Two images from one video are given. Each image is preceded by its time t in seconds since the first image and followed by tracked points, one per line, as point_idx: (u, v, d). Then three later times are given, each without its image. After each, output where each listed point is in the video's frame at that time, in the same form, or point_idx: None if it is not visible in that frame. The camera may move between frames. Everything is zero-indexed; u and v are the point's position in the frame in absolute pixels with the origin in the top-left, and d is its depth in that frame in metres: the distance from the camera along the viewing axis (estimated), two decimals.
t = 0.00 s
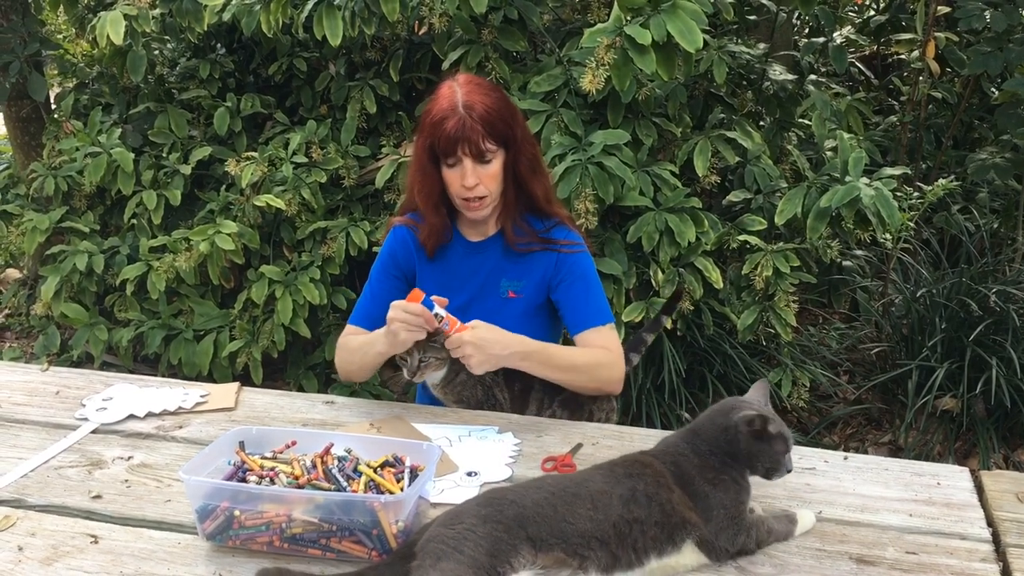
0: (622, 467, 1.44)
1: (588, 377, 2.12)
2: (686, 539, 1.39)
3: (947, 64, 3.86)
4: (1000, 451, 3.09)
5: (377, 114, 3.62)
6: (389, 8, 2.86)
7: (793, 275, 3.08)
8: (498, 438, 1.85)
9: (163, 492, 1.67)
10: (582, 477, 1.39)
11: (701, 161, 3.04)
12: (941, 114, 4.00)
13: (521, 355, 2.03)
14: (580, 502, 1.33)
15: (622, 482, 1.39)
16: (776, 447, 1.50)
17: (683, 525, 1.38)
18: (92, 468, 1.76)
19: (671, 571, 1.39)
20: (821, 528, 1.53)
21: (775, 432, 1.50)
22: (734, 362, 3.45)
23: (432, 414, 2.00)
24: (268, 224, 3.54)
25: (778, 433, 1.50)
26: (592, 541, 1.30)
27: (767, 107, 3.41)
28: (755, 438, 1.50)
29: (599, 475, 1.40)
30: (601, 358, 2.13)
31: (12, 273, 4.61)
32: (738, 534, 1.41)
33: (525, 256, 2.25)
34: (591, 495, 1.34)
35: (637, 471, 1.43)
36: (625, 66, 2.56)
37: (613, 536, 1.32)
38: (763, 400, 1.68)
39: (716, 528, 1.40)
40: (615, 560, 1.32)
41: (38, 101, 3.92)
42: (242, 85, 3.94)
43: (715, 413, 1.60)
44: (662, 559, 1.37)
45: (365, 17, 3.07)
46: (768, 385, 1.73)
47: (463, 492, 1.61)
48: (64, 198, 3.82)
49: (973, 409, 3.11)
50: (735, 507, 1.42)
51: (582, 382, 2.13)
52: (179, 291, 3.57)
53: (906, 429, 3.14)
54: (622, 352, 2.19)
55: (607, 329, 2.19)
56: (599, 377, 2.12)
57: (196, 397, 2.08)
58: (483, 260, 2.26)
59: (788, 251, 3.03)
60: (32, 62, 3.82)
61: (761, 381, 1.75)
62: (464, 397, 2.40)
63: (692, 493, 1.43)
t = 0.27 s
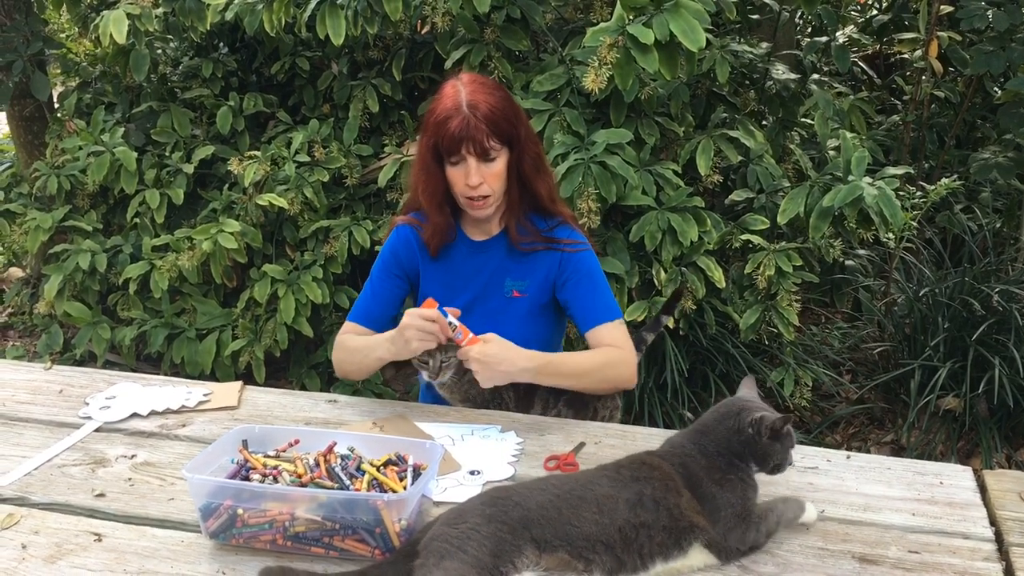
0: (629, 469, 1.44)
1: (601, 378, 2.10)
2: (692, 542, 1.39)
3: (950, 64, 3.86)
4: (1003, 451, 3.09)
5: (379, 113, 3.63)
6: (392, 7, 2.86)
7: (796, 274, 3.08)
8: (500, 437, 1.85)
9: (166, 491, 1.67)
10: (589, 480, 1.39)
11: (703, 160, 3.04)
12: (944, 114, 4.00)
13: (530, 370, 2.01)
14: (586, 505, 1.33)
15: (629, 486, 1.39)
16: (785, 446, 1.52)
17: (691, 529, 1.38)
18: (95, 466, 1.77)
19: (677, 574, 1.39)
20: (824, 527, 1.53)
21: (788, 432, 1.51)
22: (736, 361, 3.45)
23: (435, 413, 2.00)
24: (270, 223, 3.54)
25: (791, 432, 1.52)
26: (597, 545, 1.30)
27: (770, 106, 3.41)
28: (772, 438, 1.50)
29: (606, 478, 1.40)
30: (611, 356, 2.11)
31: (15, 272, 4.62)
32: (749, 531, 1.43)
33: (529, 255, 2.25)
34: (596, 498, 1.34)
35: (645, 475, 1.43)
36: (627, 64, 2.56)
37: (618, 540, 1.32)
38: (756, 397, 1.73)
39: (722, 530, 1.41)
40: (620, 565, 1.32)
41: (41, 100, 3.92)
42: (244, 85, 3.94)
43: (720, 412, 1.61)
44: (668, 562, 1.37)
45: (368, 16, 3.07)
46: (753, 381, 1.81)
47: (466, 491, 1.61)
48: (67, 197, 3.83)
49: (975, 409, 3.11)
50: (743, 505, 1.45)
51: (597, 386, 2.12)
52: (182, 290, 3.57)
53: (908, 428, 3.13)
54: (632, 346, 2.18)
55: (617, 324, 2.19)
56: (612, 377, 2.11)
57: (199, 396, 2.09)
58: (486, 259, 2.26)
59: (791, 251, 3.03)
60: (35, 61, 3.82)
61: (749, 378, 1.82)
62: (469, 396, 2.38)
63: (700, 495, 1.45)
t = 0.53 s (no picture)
0: (636, 471, 1.46)
1: (606, 379, 2.07)
2: (701, 541, 1.39)
3: (952, 64, 3.85)
4: (1005, 451, 3.09)
5: (381, 114, 3.63)
6: (394, 7, 2.86)
7: (797, 274, 3.08)
8: (502, 437, 1.86)
9: (168, 491, 1.67)
10: (594, 481, 1.40)
11: (705, 160, 3.04)
12: (947, 114, 3.99)
13: (540, 380, 1.99)
14: (590, 506, 1.33)
15: (636, 488, 1.40)
16: (789, 442, 1.60)
17: (700, 529, 1.39)
18: (98, 466, 1.77)
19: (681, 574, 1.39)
20: (826, 528, 1.53)
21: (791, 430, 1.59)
22: (738, 362, 3.45)
23: (438, 413, 2.00)
24: (272, 224, 3.54)
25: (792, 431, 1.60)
26: (601, 545, 1.30)
27: (772, 106, 3.41)
28: (779, 436, 1.58)
29: (611, 480, 1.41)
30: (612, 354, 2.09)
31: (18, 273, 4.63)
32: (767, 525, 1.45)
33: (530, 256, 2.24)
34: (601, 500, 1.35)
35: (652, 477, 1.44)
36: (629, 64, 2.55)
37: (622, 541, 1.32)
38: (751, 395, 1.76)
39: (738, 527, 1.42)
40: (624, 566, 1.32)
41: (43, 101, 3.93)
42: (246, 85, 3.94)
43: (723, 412, 1.66)
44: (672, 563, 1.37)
45: (370, 17, 3.07)
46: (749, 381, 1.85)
47: (468, 491, 1.61)
48: (69, 198, 3.83)
49: (978, 409, 3.11)
50: (756, 500, 1.46)
51: (610, 385, 2.09)
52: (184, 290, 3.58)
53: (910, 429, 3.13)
54: (638, 340, 2.16)
55: (624, 320, 2.17)
56: (618, 376, 2.08)
57: (201, 396, 2.09)
58: (487, 260, 2.26)
59: (792, 251, 3.03)
60: (37, 62, 3.82)
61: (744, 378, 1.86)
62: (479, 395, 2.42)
63: (712, 496, 1.46)
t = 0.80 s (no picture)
0: (637, 472, 1.46)
1: (611, 388, 2.06)
2: (702, 542, 1.39)
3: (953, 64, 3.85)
4: (1006, 451, 3.09)
5: (382, 115, 3.63)
6: (395, 8, 2.86)
7: (798, 275, 3.08)
8: (504, 438, 1.86)
9: (170, 492, 1.68)
10: (596, 482, 1.40)
11: (706, 161, 3.04)
12: (947, 114, 4.00)
13: (552, 381, 1.96)
14: (591, 507, 1.33)
15: (637, 488, 1.40)
16: (802, 458, 1.60)
17: (701, 530, 1.39)
18: (99, 468, 1.77)
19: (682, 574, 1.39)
20: (827, 528, 1.53)
21: (803, 447, 1.60)
22: (739, 362, 3.45)
23: (440, 414, 2.01)
24: (274, 225, 3.55)
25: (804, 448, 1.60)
26: (602, 546, 1.30)
27: (772, 107, 3.41)
28: (789, 451, 1.58)
29: (613, 481, 1.41)
30: (614, 362, 2.09)
31: (19, 274, 4.64)
32: (768, 527, 1.45)
33: (535, 260, 2.24)
34: (602, 501, 1.35)
35: (654, 477, 1.44)
36: (630, 65, 2.55)
37: (624, 542, 1.32)
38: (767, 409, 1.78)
39: (740, 527, 1.42)
40: (625, 566, 1.32)
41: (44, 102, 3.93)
42: (247, 86, 3.95)
43: (733, 423, 1.68)
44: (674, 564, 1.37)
45: (371, 18, 3.07)
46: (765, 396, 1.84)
47: (469, 492, 1.62)
48: (70, 199, 3.83)
49: (979, 410, 3.11)
50: (759, 503, 1.46)
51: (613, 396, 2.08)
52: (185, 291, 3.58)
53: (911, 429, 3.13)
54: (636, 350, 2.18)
55: (622, 332, 2.19)
56: (620, 383, 2.08)
57: (203, 397, 2.09)
58: (491, 261, 2.26)
59: (793, 252, 3.03)
60: (38, 63, 3.83)
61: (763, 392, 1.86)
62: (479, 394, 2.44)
63: (714, 497, 1.46)
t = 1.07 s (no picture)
0: (639, 472, 1.46)
1: (581, 402, 2.13)
2: (703, 542, 1.39)
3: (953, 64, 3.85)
4: (1007, 451, 3.09)
5: (382, 115, 3.63)
6: (395, 9, 2.86)
7: (799, 275, 3.08)
8: (504, 438, 1.86)
9: (170, 492, 1.68)
10: (597, 483, 1.40)
11: (706, 161, 3.04)
12: (947, 114, 4.00)
13: (522, 390, 2.02)
14: (592, 508, 1.33)
15: (638, 489, 1.40)
16: (811, 475, 1.54)
17: (701, 531, 1.39)
18: (100, 468, 1.77)
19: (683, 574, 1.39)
20: (827, 528, 1.53)
21: (812, 463, 1.54)
22: (740, 362, 3.45)
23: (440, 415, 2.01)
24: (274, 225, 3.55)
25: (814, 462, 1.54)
26: (603, 547, 1.30)
27: (773, 107, 3.41)
28: (795, 468, 1.52)
29: (614, 481, 1.41)
30: (590, 377, 2.16)
31: (20, 275, 4.64)
32: (769, 529, 1.45)
33: (539, 263, 2.24)
34: (603, 502, 1.35)
35: (656, 478, 1.44)
36: (630, 66, 2.55)
37: (624, 542, 1.32)
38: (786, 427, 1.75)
39: (741, 528, 1.42)
40: (626, 567, 1.32)
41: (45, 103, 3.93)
42: (247, 87, 3.95)
43: (748, 433, 1.65)
44: (674, 564, 1.37)
45: (371, 19, 3.07)
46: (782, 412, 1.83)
47: (470, 492, 1.62)
48: (71, 200, 3.84)
49: (980, 410, 3.11)
50: (761, 505, 1.46)
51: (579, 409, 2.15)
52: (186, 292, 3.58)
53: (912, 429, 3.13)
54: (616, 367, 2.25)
55: (608, 346, 2.24)
56: (592, 397, 2.15)
57: (203, 398, 2.09)
58: (496, 263, 2.25)
59: (794, 252, 3.03)
60: (39, 64, 3.83)
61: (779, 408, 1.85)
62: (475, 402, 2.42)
63: (716, 499, 1.45)
